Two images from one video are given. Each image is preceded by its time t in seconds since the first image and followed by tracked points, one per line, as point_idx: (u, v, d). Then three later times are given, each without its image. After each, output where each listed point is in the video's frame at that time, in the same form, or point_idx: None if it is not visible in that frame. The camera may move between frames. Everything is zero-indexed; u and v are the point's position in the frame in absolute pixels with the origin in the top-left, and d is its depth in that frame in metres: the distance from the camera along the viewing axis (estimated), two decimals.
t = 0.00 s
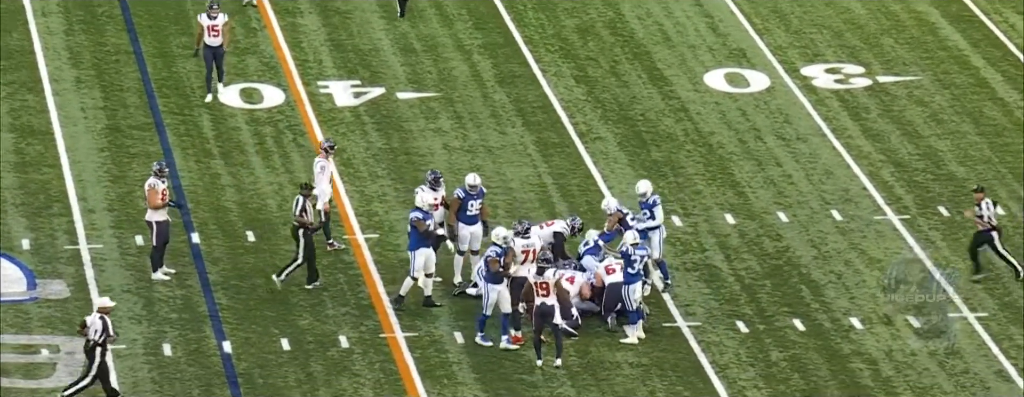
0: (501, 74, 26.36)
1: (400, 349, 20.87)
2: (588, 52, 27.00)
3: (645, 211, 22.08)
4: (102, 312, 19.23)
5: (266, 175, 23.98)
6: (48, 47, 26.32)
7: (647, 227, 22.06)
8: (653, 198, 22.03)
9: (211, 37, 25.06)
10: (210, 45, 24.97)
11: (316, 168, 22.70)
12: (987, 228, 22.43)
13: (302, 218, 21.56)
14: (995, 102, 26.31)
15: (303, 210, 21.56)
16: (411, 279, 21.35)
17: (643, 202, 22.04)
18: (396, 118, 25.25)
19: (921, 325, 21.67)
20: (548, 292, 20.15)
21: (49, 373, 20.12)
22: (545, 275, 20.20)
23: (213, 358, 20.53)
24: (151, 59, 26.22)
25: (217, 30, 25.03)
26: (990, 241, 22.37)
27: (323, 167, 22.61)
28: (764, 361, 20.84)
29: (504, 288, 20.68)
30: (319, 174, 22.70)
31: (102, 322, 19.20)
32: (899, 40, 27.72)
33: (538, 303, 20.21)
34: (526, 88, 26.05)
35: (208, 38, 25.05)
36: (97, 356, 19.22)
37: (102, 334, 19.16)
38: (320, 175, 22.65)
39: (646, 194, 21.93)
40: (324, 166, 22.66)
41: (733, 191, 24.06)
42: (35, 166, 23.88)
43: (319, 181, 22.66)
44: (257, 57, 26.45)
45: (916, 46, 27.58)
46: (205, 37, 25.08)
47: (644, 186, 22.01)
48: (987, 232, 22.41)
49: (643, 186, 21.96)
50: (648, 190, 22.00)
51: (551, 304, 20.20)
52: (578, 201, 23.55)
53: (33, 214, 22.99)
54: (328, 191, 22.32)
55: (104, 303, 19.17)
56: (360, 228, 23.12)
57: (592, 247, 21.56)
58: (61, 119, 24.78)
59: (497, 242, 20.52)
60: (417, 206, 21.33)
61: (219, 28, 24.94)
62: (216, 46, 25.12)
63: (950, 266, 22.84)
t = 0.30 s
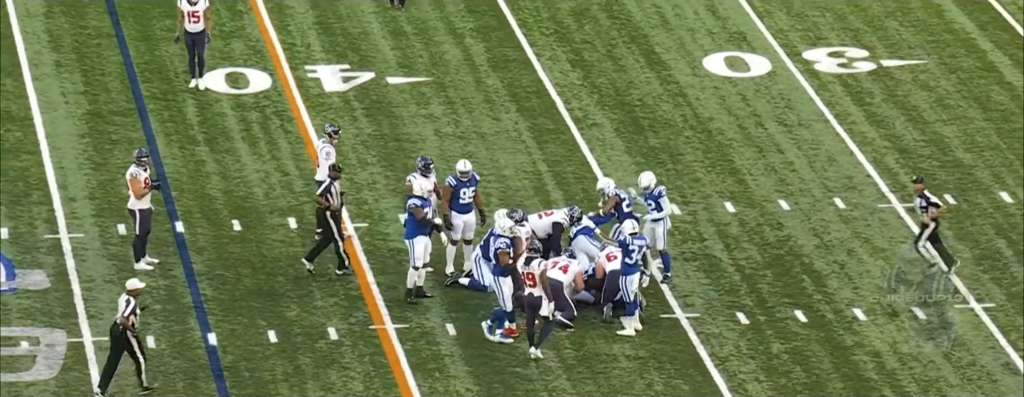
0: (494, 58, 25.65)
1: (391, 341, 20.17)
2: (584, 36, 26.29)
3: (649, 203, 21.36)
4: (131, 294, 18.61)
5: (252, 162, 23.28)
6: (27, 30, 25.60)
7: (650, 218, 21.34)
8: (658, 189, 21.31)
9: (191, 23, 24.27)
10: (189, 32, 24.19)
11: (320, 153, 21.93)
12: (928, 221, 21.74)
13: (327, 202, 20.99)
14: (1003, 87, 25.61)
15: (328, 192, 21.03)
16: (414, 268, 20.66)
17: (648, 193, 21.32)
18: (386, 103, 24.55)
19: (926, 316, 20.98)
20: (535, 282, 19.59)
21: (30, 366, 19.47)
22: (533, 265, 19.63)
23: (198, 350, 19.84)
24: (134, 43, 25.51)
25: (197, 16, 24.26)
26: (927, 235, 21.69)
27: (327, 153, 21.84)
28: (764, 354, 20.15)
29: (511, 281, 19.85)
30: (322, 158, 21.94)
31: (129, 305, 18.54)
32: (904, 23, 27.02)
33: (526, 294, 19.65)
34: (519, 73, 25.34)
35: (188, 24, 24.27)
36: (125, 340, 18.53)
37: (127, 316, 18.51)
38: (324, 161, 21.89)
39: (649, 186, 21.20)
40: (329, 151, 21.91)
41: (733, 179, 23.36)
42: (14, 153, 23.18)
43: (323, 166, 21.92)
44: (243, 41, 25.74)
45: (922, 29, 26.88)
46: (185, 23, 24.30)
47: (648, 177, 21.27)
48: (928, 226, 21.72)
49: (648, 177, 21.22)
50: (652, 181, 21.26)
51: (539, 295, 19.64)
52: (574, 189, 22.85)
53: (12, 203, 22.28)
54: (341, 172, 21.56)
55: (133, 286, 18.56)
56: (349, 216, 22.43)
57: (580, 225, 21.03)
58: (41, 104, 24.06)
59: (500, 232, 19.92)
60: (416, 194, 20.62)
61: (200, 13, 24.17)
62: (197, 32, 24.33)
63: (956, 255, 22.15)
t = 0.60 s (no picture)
0: (487, 43, 24.95)
1: (381, 334, 19.47)
2: (581, 20, 25.59)
3: (651, 196, 20.60)
4: (159, 284, 18.13)
5: (238, 151, 22.56)
6: (6, 15, 24.88)
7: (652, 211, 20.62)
8: (659, 182, 20.55)
9: (174, 14, 23.61)
10: (172, 22, 23.54)
11: (327, 142, 21.19)
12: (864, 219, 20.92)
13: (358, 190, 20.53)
14: (1012, 73, 24.92)
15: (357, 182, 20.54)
16: (414, 258, 19.99)
17: (649, 186, 20.55)
18: (377, 90, 23.84)
19: (932, 309, 20.29)
20: (526, 276, 18.84)
21: (9, 361, 18.77)
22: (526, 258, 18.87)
23: (183, 345, 19.14)
24: (117, 28, 24.80)
25: (180, 7, 23.60)
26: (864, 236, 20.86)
27: (335, 143, 21.15)
28: (766, 348, 19.46)
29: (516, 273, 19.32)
30: (331, 148, 21.19)
31: (158, 295, 18.10)
32: (910, 7, 26.32)
33: (516, 286, 18.92)
34: (514, 59, 24.64)
35: (173, 15, 23.62)
36: (154, 330, 18.16)
37: (159, 307, 18.10)
38: (332, 151, 21.18)
39: (649, 179, 20.44)
40: (337, 141, 21.18)
41: (734, 167, 22.67)
42: None
43: (333, 157, 21.20)
44: (229, 26, 25.03)
45: (928, 13, 26.19)
46: (168, 14, 23.65)
47: (648, 171, 20.51)
48: (865, 223, 20.89)
49: (647, 171, 20.44)
50: (652, 175, 20.49)
51: (529, 289, 18.89)
52: (570, 178, 22.16)
53: None
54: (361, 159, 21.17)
55: (162, 276, 18.05)
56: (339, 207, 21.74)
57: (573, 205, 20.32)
58: (21, 91, 23.35)
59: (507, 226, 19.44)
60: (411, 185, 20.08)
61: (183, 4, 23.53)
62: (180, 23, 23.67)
63: (964, 246, 21.46)
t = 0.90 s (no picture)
0: (484, 29, 24.29)
1: (375, 329, 18.80)
2: (580, 7, 24.94)
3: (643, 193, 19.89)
4: (185, 268, 17.47)
5: (228, 140, 21.88)
6: None
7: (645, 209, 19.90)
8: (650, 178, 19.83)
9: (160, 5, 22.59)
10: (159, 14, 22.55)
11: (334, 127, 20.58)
12: (806, 212, 19.83)
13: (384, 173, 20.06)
14: None
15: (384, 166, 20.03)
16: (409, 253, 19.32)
17: (640, 185, 19.84)
18: (370, 77, 23.16)
19: (943, 304, 19.62)
20: (517, 270, 18.13)
21: None
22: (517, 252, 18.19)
23: (171, 340, 18.46)
24: (102, 14, 24.17)
25: None
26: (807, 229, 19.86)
27: (342, 128, 20.47)
28: (771, 343, 18.78)
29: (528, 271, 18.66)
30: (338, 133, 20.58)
31: (186, 279, 17.45)
32: None
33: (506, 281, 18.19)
34: (511, 45, 23.97)
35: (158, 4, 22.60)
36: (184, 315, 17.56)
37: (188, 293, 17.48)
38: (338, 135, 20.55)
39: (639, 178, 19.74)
40: (344, 125, 20.54)
41: (738, 157, 21.98)
42: None
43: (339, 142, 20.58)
44: (218, 12, 24.41)
45: None
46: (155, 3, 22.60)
47: (637, 169, 19.81)
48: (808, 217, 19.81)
49: (636, 169, 19.75)
50: (641, 173, 19.80)
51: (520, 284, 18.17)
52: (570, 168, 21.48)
53: None
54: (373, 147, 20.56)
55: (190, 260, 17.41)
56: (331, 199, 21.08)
57: (581, 167, 19.82)
58: (4, 79, 22.66)
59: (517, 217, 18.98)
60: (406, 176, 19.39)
61: None
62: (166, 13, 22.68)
63: (975, 239, 20.78)
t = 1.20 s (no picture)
0: (483, 16, 23.64)
1: (371, 325, 18.13)
2: None
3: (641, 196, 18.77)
4: (212, 254, 16.83)
5: (219, 130, 21.21)
6: None
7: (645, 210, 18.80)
8: (648, 179, 18.70)
9: None
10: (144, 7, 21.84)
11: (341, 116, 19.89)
12: (762, 209, 19.05)
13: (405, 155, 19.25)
14: None
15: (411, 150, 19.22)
16: (409, 248, 18.60)
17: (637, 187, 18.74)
18: (365, 65, 22.50)
19: (956, 299, 18.93)
20: (504, 266, 17.36)
21: None
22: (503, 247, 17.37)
23: (160, 336, 17.80)
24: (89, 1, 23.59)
25: None
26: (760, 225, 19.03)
27: (348, 116, 19.77)
28: (779, 339, 18.10)
29: (543, 268, 17.82)
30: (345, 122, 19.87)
31: (212, 266, 16.80)
32: None
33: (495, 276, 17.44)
34: (510, 32, 23.31)
35: None
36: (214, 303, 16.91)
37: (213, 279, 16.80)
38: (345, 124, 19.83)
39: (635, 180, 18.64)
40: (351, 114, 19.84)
41: (745, 148, 21.30)
42: None
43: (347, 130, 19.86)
44: None
45: None
46: None
47: (632, 171, 18.69)
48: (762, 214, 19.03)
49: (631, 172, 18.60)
50: (637, 175, 18.67)
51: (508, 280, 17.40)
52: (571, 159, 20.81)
53: None
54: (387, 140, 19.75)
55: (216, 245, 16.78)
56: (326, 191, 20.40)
57: (570, 138, 19.23)
58: None
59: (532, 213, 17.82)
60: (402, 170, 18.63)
61: None
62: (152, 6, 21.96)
63: (989, 231, 20.09)
